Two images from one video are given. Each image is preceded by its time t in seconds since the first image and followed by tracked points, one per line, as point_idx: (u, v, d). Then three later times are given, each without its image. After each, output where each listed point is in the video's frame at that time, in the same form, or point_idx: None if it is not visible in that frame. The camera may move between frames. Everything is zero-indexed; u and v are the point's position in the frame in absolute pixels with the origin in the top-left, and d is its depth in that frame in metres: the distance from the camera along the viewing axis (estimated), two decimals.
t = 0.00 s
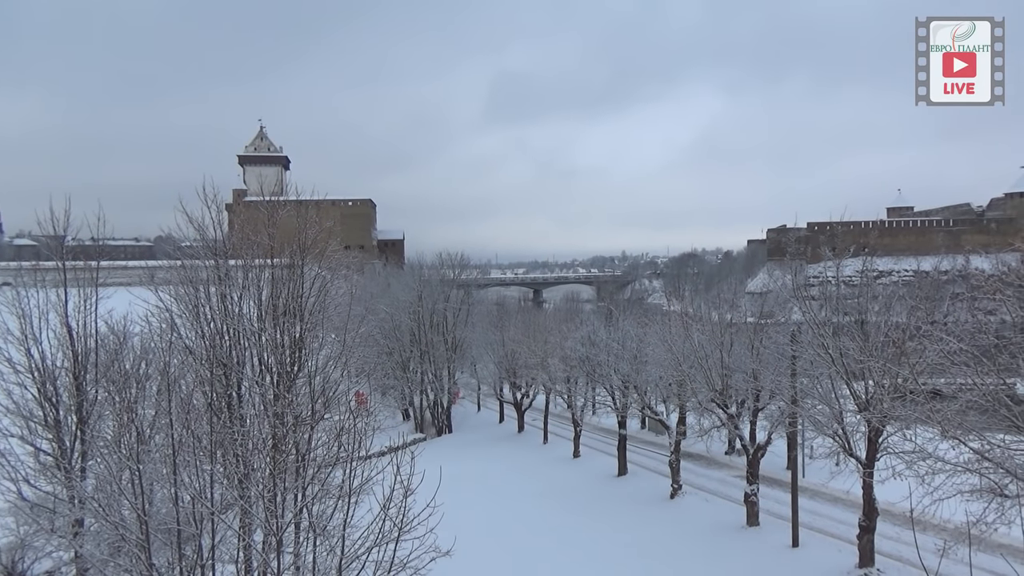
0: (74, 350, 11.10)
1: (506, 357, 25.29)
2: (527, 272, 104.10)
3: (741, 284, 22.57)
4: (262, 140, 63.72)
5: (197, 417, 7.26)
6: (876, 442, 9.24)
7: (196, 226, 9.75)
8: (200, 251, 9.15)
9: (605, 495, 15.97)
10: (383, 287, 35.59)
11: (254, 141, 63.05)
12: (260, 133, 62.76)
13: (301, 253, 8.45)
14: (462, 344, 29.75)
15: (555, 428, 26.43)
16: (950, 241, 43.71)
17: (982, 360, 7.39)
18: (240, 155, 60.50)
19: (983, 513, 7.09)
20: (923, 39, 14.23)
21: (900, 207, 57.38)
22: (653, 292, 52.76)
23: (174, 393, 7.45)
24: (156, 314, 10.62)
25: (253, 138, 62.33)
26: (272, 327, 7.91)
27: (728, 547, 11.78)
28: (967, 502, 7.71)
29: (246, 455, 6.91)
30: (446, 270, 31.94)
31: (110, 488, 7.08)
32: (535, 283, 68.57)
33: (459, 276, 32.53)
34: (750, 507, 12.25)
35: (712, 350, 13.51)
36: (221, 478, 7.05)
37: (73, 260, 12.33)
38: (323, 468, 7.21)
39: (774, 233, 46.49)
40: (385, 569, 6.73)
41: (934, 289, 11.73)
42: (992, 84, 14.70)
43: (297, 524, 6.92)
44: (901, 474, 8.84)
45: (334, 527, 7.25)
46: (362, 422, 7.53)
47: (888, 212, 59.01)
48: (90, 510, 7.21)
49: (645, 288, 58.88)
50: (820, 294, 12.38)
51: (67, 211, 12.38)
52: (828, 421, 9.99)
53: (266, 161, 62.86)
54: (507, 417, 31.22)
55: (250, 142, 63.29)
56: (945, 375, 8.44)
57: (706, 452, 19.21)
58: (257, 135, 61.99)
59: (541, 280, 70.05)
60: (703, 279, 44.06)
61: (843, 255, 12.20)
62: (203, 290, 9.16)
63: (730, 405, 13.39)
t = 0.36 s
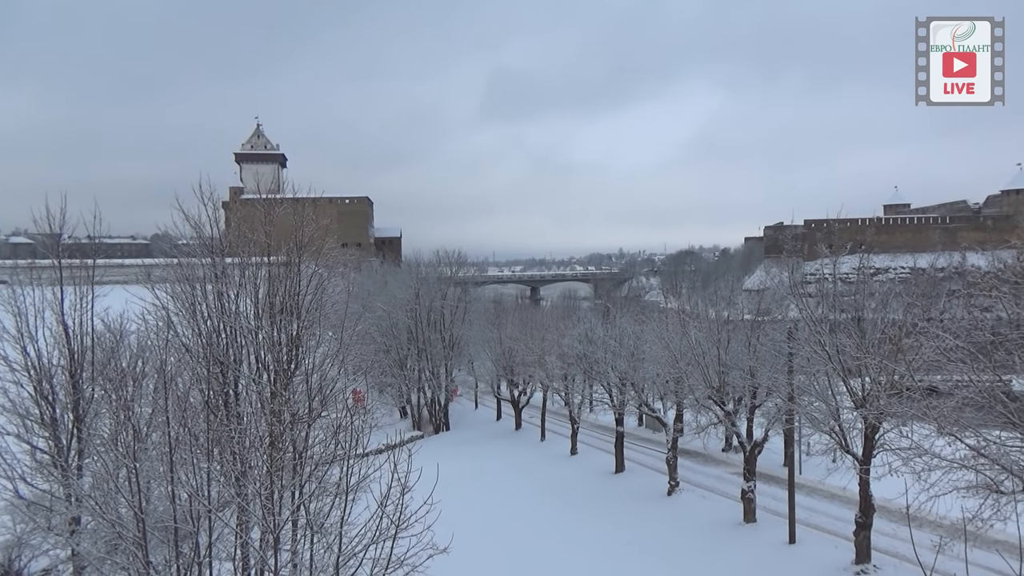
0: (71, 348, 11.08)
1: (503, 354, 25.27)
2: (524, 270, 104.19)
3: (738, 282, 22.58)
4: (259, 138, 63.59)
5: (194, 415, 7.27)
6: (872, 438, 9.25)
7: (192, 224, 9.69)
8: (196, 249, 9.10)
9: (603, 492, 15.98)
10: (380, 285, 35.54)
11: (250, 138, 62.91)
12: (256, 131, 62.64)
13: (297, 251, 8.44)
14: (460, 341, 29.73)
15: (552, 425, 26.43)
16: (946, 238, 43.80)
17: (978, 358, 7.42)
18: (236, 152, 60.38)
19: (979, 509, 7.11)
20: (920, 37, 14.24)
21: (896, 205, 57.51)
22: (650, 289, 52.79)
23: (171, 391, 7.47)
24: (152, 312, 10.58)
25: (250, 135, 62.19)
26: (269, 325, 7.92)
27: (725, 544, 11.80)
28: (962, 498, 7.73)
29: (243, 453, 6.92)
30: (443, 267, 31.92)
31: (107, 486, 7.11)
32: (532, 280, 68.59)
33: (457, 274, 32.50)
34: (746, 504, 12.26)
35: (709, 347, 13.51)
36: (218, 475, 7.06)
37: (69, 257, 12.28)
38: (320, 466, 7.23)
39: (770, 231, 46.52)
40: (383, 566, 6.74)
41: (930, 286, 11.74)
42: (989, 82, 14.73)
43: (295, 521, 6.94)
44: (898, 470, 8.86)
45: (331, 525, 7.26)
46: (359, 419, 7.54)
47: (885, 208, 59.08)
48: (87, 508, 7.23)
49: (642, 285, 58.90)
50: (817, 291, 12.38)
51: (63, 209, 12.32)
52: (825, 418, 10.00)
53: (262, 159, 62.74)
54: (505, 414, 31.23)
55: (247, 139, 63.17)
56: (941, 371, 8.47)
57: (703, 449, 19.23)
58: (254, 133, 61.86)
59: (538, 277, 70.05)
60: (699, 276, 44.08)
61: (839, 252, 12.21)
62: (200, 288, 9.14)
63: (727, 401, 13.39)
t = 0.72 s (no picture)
0: (71, 338, 11.10)
1: (503, 343, 25.29)
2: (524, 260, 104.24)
3: (738, 271, 22.55)
4: (258, 128, 63.51)
5: (194, 404, 7.30)
6: (872, 427, 9.27)
7: (191, 213, 9.67)
8: (195, 238, 9.06)
9: (603, 480, 16.03)
10: (380, 275, 35.53)
11: (249, 128, 62.77)
12: (255, 121, 62.44)
13: (297, 240, 8.43)
14: (460, 331, 29.74)
15: (552, 414, 26.50)
16: (947, 226, 43.75)
17: (978, 346, 7.42)
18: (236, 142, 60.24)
19: (978, 496, 7.13)
20: (922, 25, 14.19)
21: (897, 194, 57.40)
22: (650, 277, 52.81)
23: (172, 380, 7.49)
24: (152, 302, 10.59)
25: (249, 125, 61.99)
26: (269, 314, 7.93)
27: (724, 532, 11.84)
28: (961, 486, 7.74)
29: (244, 442, 6.97)
30: (443, 257, 31.88)
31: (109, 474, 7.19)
32: (532, 270, 68.62)
33: (457, 263, 32.49)
34: (745, 492, 12.30)
35: (709, 336, 13.51)
36: (220, 464, 7.10)
37: (69, 247, 12.28)
38: (320, 455, 7.26)
39: (771, 220, 46.43)
40: (383, 554, 6.79)
41: (931, 275, 11.72)
42: (990, 71, 14.67)
43: (296, 509, 6.98)
44: (897, 459, 8.88)
45: (332, 513, 7.31)
46: (359, 408, 7.56)
47: (885, 197, 58.96)
48: (90, 496, 7.32)
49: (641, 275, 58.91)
50: (817, 280, 12.35)
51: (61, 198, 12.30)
52: (824, 407, 10.02)
53: (261, 149, 62.63)
54: (505, 403, 31.30)
55: (246, 129, 63.01)
56: (942, 360, 8.46)
57: (703, 438, 19.26)
58: (253, 123, 61.64)
59: (538, 267, 70.04)
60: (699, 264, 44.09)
61: (839, 241, 12.18)
62: (200, 277, 9.14)
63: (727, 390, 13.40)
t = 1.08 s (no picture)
0: (70, 329, 11.09)
1: (502, 336, 25.32)
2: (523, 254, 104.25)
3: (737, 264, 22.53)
4: (256, 121, 63.37)
5: (193, 397, 7.32)
6: (870, 421, 9.29)
7: (190, 204, 9.65)
8: (195, 231, 9.05)
9: (601, 473, 16.08)
10: (379, 268, 35.54)
11: (247, 120, 62.62)
12: (254, 114, 62.28)
13: (296, 232, 8.41)
14: (458, 324, 29.76)
15: (550, 407, 26.58)
16: (946, 221, 43.72)
17: (976, 341, 7.44)
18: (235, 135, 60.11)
19: (975, 490, 7.16)
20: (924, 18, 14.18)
21: (896, 188, 57.37)
22: (648, 271, 52.85)
23: (170, 372, 7.50)
24: (151, 293, 10.57)
25: (247, 118, 61.83)
26: (268, 307, 7.93)
27: (722, 526, 11.88)
28: (958, 480, 7.76)
29: (243, 434, 7.00)
30: (442, 250, 31.87)
31: (108, 466, 7.21)
32: (531, 263, 68.62)
33: (456, 256, 32.47)
34: (743, 485, 12.33)
35: (708, 330, 13.52)
36: (219, 456, 7.11)
37: (68, 239, 12.27)
38: (319, 447, 7.29)
39: (770, 214, 46.38)
40: (382, 546, 6.82)
41: (930, 269, 11.73)
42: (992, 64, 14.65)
43: (296, 501, 7.00)
44: (893, 453, 8.90)
45: (331, 505, 7.34)
46: (358, 401, 7.57)
47: (885, 191, 58.95)
48: (89, 488, 7.35)
49: (640, 267, 58.92)
50: (816, 274, 12.36)
51: (60, 190, 12.28)
52: (822, 401, 10.04)
53: (260, 141, 62.48)
54: (503, 397, 31.34)
55: (244, 121, 62.85)
56: (940, 355, 8.48)
57: (701, 431, 19.32)
58: (252, 115, 61.49)
59: (537, 260, 70.01)
60: (698, 257, 44.10)
61: (839, 235, 12.19)
62: (199, 269, 9.12)
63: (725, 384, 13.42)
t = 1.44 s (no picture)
0: (64, 326, 11.06)
1: (497, 335, 25.32)
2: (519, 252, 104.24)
3: (733, 264, 22.55)
4: (252, 118, 63.25)
5: (188, 394, 7.30)
6: (864, 421, 9.31)
7: (186, 201, 9.62)
8: (190, 228, 9.02)
9: (596, 472, 16.09)
10: (375, 266, 35.49)
11: (243, 117, 62.45)
12: (250, 110, 62.13)
13: (292, 230, 8.39)
14: (454, 322, 29.74)
15: (545, 406, 26.59)
16: (941, 222, 43.50)
17: (970, 341, 7.47)
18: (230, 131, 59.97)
19: (968, 490, 7.18)
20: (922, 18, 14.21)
21: (891, 188, 57.48)
22: (641, 270, 52.75)
23: (165, 370, 7.49)
24: (146, 290, 10.54)
25: (243, 115, 61.67)
26: (264, 304, 7.92)
27: (717, 525, 11.91)
28: (952, 480, 7.78)
29: (238, 432, 7.00)
30: (438, 248, 31.85)
31: (102, 463, 7.20)
32: (527, 262, 68.58)
33: (452, 254, 32.46)
34: (738, 484, 12.36)
35: (704, 329, 13.54)
36: (213, 454, 7.11)
37: (62, 235, 12.22)
38: (315, 445, 7.28)
39: (765, 214, 46.45)
40: (377, 544, 6.82)
41: (924, 270, 11.77)
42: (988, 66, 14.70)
43: (290, 499, 7.01)
44: (888, 453, 8.92)
45: (326, 503, 7.33)
46: (353, 399, 7.57)
47: (880, 192, 59.08)
48: (83, 486, 7.35)
49: (636, 266, 58.95)
50: (811, 274, 12.37)
51: (55, 186, 12.23)
52: (817, 400, 10.06)
53: (256, 138, 62.33)
54: (499, 395, 31.34)
55: (240, 118, 62.71)
56: (934, 355, 8.51)
57: (696, 430, 19.35)
58: (247, 112, 61.35)
59: (532, 259, 69.99)
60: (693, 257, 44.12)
61: (834, 235, 12.22)
62: (194, 266, 9.09)
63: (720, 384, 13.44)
